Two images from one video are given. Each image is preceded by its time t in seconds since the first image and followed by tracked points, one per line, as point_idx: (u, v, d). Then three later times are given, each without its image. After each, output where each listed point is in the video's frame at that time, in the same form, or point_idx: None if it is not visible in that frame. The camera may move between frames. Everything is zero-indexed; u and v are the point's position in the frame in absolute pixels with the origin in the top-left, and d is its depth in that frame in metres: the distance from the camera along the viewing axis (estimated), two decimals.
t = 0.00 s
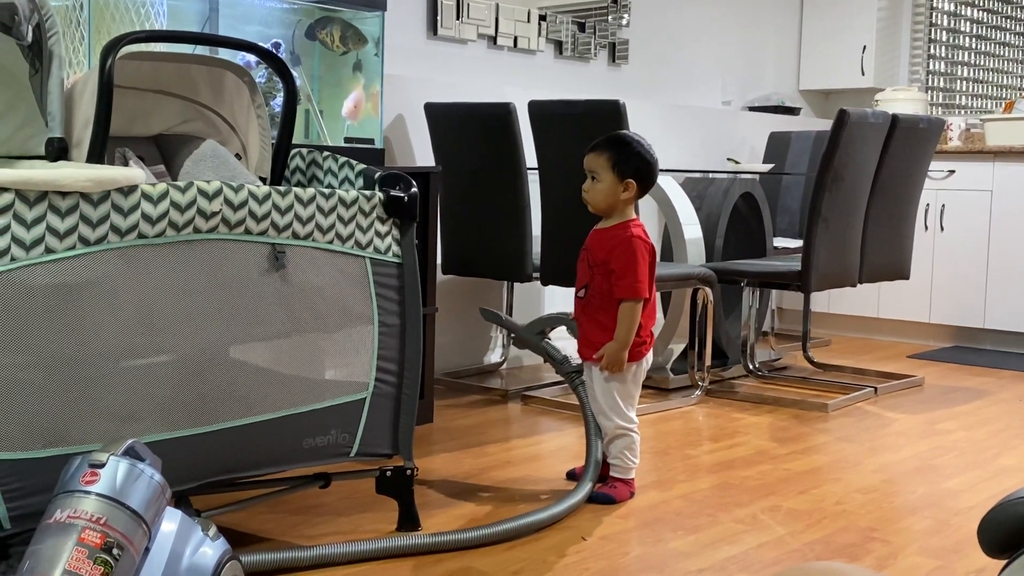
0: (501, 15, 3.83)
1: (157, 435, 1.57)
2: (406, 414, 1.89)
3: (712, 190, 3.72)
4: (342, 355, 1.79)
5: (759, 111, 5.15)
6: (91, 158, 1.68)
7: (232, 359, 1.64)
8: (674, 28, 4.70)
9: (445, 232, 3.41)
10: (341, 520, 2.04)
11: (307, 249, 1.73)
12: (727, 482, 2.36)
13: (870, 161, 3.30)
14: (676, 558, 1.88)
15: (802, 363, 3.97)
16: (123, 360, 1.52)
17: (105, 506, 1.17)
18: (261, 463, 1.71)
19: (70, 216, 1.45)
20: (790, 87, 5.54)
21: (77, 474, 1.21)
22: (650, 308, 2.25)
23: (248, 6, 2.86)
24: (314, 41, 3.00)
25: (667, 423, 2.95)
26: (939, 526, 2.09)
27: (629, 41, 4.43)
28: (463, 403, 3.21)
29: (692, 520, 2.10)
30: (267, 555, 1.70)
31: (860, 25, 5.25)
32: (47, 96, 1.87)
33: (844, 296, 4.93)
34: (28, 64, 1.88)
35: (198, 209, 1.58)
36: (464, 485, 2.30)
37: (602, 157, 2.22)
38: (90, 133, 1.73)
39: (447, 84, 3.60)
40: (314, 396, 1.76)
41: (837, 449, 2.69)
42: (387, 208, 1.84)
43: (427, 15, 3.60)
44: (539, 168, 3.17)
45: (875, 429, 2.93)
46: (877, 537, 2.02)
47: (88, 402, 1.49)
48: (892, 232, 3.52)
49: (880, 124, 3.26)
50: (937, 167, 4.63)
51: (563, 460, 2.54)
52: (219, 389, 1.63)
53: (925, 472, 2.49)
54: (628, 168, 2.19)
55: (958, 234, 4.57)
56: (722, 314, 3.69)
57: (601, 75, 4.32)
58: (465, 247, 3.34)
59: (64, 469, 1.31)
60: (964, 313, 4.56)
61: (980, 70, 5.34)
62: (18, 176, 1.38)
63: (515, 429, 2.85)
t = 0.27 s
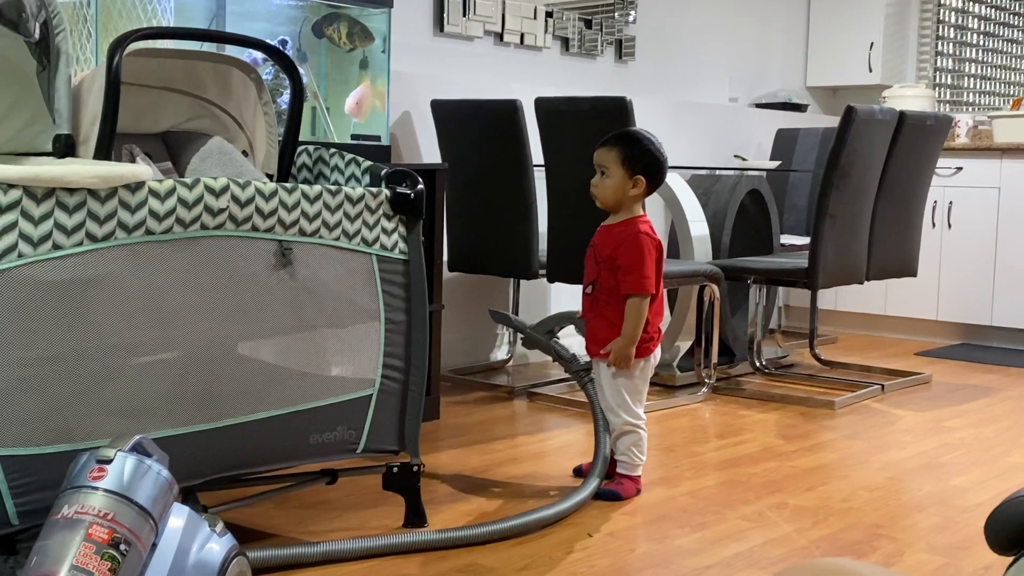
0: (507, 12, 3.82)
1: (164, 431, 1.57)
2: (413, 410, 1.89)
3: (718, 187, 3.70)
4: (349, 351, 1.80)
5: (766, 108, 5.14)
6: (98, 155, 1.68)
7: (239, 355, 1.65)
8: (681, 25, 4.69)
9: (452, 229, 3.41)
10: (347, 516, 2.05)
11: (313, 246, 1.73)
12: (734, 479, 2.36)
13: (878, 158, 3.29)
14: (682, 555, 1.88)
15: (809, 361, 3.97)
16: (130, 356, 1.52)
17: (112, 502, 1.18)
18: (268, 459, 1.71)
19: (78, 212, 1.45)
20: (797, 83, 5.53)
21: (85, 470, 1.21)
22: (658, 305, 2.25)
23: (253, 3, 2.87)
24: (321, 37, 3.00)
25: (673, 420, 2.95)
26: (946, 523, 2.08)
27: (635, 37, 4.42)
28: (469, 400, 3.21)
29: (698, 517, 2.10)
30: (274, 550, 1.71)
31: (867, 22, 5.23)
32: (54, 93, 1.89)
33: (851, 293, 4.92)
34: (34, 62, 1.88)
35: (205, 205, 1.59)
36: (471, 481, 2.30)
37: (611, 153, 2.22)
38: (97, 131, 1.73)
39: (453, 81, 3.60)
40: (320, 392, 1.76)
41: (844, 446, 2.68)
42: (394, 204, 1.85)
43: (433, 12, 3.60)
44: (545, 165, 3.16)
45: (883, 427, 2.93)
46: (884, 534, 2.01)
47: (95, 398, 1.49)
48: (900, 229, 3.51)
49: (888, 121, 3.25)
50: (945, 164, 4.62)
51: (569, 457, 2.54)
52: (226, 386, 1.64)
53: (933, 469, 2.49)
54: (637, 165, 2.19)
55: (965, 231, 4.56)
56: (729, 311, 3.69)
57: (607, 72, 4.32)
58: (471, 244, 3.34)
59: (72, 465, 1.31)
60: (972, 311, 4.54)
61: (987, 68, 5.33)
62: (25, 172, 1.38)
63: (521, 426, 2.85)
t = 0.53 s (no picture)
0: (515, 9, 3.82)
1: (172, 427, 1.58)
2: (420, 407, 1.89)
3: (726, 184, 3.74)
4: (356, 348, 1.80)
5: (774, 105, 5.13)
6: (106, 152, 1.68)
7: (246, 351, 1.65)
8: (689, 22, 4.69)
9: (459, 226, 3.41)
10: (355, 512, 2.05)
11: (320, 243, 1.73)
12: (741, 477, 2.36)
13: (886, 155, 3.29)
14: (689, 552, 1.88)
15: (816, 358, 3.96)
16: (138, 352, 1.53)
17: (120, 498, 1.18)
18: (274, 455, 1.71)
19: (86, 209, 1.46)
20: (805, 80, 5.52)
21: (93, 466, 1.21)
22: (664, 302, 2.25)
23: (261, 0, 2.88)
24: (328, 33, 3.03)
25: (681, 417, 2.95)
26: (954, 521, 2.08)
27: (643, 34, 4.42)
28: (476, 396, 3.22)
29: (705, 514, 2.10)
30: (281, 546, 1.71)
31: (875, 18, 5.22)
32: (63, 89, 1.89)
33: (859, 290, 4.91)
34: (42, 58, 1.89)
35: (213, 202, 1.59)
36: (478, 478, 2.30)
37: (618, 150, 2.22)
38: (105, 129, 1.74)
39: (461, 78, 3.60)
40: (328, 388, 1.76)
41: (852, 443, 2.68)
42: (401, 201, 1.85)
43: (441, 9, 3.60)
44: (553, 162, 3.16)
45: (891, 424, 2.92)
46: (892, 531, 2.01)
47: (103, 394, 1.50)
48: (908, 226, 3.50)
49: (896, 118, 3.25)
50: (953, 161, 4.61)
51: (576, 454, 2.54)
52: (233, 382, 1.64)
53: (940, 467, 2.48)
54: (644, 162, 2.19)
55: (974, 229, 4.55)
56: (736, 308, 3.68)
57: (615, 68, 4.32)
58: (478, 241, 3.35)
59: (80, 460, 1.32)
60: (980, 308, 4.53)
61: (996, 64, 5.31)
62: (34, 169, 1.38)
63: (528, 423, 2.86)
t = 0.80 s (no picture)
0: (523, 6, 3.82)
1: (181, 423, 1.58)
2: (428, 403, 1.89)
3: (734, 181, 3.71)
4: (365, 345, 1.80)
5: (782, 102, 5.12)
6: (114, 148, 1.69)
7: (255, 348, 1.65)
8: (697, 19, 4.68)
9: (466, 223, 3.41)
10: (362, 509, 2.05)
11: (329, 239, 1.73)
12: (749, 474, 2.36)
13: (895, 152, 3.28)
14: (697, 549, 1.88)
15: (825, 356, 3.96)
16: (147, 349, 1.53)
17: (129, 493, 1.18)
18: (283, 452, 1.71)
19: (95, 205, 1.46)
20: (814, 77, 5.50)
21: (102, 461, 1.22)
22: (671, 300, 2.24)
23: None
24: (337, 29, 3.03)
25: (688, 414, 2.94)
26: (962, 518, 2.08)
27: (651, 31, 4.41)
28: (483, 393, 3.22)
29: (713, 511, 2.10)
30: (290, 542, 1.72)
31: (884, 15, 5.20)
32: (72, 85, 1.89)
33: (867, 287, 4.90)
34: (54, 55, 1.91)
35: (222, 199, 1.59)
36: (485, 475, 2.30)
37: (627, 147, 2.22)
38: (115, 125, 1.74)
39: (468, 74, 3.60)
40: (336, 385, 1.77)
41: (860, 441, 2.67)
42: (409, 198, 1.85)
43: (449, 7, 3.59)
44: (560, 160, 3.16)
45: (899, 421, 2.92)
46: (900, 529, 2.00)
47: (113, 390, 1.50)
48: (916, 224, 3.50)
49: (905, 115, 3.24)
50: (962, 159, 4.59)
51: (584, 451, 2.54)
52: (242, 378, 1.64)
53: (949, 464, 2.48)
54: (653, 160, 2.19)
55: (983, 226, 4.53)
56: (744, 305, 3.68)
57: (623, 65, 4.31)
58: (486, 238, 3.35)
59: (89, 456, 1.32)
60: (989, 305, 4.52)
61: (1005, 61, 5.30)
62: (43, 165, 1.39)
63: (535, 420, 2.86)
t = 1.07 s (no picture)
0: (530, 3, 3.81)
1: (188, 420, 1.58)
2: (434, 400, 1.90)
3: (742, 180, 3.68)
4: (372, 342, 1.80)
5: (790, 100, 5.11)
6: (123, 145, 1.69)
7: (263, 345, 1.66)
8: (705, 17, 4.68)
9: (473, 220, 3.41)
10: (369, 506, 2.06)
11: (336, 237, 1.74)
12: (756, 472, 2.35)
13: (903, 150, 3.27)
14: (703, 547, 1.88)
15: (832, 354, 3.95)
16: (154, 345, 1.53)
17: (136, 490, 1.18)
18: (290, 449, 1.71)
19: (104, 203, 1.46)
20: (822, 75, 5.50)
21: (109, 458, 1.22)
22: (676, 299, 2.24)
23: None
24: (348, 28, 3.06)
25: (696, 413, 2.94)
26: (969, 517, 2.07)
27: (659, 29, 4.41)
28: (490, 391, 3.22)
29: (720, 509, 2.10)
30: (298, 539, 1.72)
31: (892, 12, 5.19)
32: (80, 83, 1.92)
33: (875, 285, 4.89)
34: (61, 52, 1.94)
35: (229, 196, 1.59)
36: (492, 472, 2.31)
37: (635, 146, 2.22)
38: (122, 123, 1.74)
39: (475, 72, 3.60)
40: (343, 382, 1.77)
41: (867, 440, 2.67)
42: (416, 195, 1.85)
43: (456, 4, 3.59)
44: (568, 157, 3.16)
45: (906, 420, 2.91)
46: (907, 528, 2.00)
47: (121, 387, 1.50)
48: (924, 222, 3.49)
49: (913, 113, 3.23)
50: (970, 157, 4.58)
51: (591, 449, 2.54)
52: (249, 376, 1.64)
53: (956, 463, 2.47)
54: (661, 159, 2.19)
55: (991, 225, 4.52)
56: (752, 304, 3.68)
57: (631, 63, 4.31)
58: (493, 236, 3.35)
59: (97, 452, 1.32)
60: (997, 304, 4.50)
61: (1014, 59, 5.28)
62: (51, 162, 1.39)
63: (542, 418, 2.86)
